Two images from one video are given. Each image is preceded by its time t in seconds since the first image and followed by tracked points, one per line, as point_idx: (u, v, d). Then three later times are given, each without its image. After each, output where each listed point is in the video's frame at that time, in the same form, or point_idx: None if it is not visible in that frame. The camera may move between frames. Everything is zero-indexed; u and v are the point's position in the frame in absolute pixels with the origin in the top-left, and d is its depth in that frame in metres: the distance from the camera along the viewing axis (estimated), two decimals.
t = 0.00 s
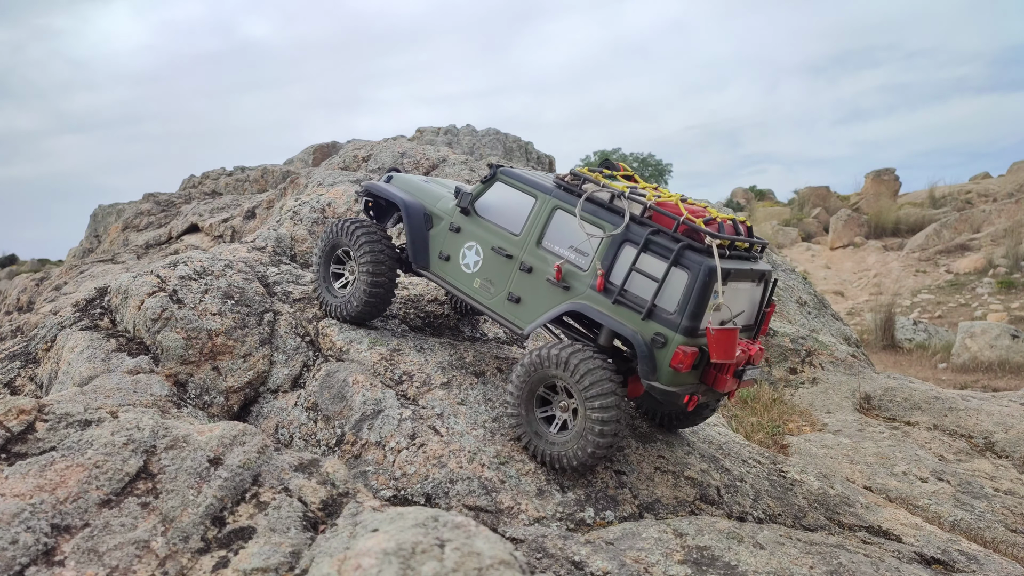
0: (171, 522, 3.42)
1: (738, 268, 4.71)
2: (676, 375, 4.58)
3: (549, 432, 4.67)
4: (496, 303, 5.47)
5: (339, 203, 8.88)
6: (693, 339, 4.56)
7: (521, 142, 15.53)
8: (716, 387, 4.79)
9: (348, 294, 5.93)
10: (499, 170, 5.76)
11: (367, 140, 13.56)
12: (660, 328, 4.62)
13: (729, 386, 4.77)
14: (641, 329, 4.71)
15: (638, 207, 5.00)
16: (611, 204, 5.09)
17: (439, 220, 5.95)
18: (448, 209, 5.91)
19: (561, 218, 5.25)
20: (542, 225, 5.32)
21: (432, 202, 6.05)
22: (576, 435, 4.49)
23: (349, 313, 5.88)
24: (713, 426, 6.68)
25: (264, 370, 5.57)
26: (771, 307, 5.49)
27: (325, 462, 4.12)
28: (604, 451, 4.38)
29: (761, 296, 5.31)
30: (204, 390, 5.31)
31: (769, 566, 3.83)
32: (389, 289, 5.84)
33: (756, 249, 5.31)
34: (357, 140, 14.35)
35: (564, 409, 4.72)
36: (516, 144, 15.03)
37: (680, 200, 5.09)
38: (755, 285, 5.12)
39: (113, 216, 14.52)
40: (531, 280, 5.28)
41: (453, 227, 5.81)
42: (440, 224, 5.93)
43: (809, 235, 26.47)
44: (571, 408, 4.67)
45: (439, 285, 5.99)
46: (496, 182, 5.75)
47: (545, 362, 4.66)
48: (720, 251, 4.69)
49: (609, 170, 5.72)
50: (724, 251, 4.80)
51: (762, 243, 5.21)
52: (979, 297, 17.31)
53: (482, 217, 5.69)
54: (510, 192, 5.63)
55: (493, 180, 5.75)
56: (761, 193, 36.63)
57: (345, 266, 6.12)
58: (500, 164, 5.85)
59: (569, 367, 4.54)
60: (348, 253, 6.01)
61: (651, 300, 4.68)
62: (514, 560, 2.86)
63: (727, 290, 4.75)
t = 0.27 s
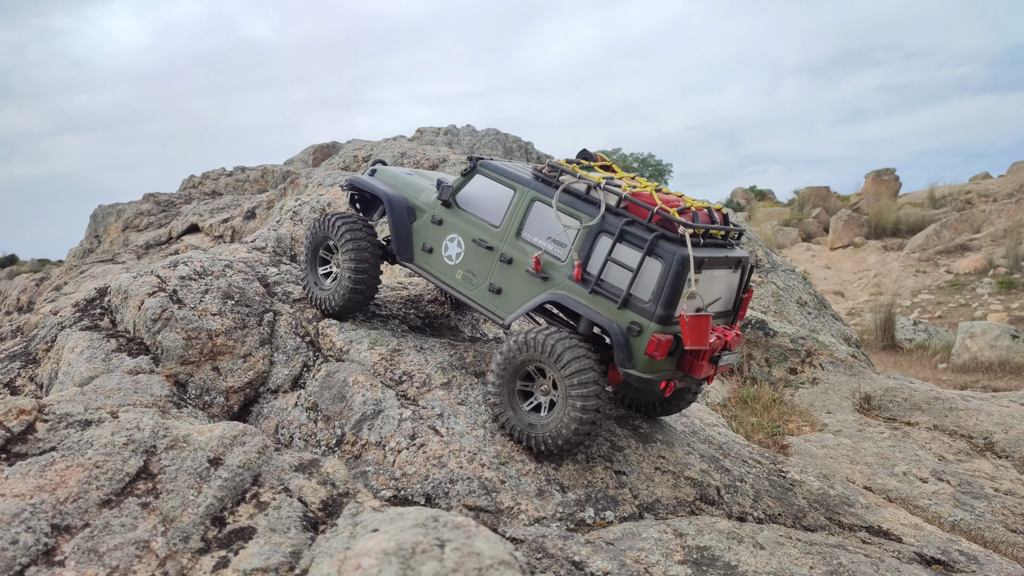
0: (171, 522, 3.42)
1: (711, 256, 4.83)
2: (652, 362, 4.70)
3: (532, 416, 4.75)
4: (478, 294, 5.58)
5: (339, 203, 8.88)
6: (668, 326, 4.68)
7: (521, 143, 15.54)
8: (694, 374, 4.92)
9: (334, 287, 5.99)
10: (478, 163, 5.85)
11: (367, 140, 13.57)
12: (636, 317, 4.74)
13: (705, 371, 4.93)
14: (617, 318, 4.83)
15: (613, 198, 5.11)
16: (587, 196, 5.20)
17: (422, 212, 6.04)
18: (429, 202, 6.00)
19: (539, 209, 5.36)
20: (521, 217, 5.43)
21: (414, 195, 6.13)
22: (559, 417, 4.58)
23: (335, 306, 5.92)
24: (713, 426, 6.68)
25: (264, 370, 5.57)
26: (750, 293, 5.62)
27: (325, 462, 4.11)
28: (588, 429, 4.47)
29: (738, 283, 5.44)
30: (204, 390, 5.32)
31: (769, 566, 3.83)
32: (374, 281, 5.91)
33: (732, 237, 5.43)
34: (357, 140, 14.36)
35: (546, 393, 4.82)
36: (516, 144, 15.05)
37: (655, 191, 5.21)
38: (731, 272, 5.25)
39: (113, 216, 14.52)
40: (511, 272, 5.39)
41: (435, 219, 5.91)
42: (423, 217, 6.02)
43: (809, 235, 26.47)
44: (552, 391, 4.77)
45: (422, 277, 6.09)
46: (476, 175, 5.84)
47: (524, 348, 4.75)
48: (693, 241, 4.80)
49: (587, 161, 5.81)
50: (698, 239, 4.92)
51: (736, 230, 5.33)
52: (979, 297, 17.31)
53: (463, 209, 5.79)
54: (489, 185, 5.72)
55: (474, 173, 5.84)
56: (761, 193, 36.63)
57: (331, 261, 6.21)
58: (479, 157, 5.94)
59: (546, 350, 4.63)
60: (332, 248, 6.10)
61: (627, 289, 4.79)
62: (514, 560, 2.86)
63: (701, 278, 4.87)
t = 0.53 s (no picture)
0: (171, 522, 3.42)
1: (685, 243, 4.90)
2: (626, 347, 4.77)
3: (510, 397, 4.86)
4: (459, 282, 5.68)
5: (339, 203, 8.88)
6: (642, 311, 4.75)
7: (521, 143, 15.54)
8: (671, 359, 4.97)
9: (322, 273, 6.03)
10: (460, 153, 5.96)
11: (367, 140, 13.57)
12: (610, 302, 4.82)
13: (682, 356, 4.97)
14: (594, 303, 4.92)
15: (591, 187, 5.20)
16: (565, 184, 5.29)
17: (406, 203, 6.13)
18: (413, 192, 6.10)
19: (518, 198, 5.45)
20: (501, 207, 5.53)
21: (399, 186, 6.23)
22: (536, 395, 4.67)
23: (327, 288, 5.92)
24: (713, 426, 6.67)
25: (264, 370, 5.57)
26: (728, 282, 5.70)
27: (325, 462, 4.11)
28: (566, 403, 4.56)
29: (716, 271, 5.52)
30: (204, 390, 5.31)
31: (769, 566, 3.83)
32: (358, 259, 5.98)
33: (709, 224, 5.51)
34: (357, 141, 14.36)
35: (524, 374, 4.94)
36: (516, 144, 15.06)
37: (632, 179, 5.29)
38: (707, 260, 5.33)
39: (113, 216, 14.52)
40: (491, 260, 5.49)
41: (419, 210, 6.00)
42: (407, 207, 6.11)
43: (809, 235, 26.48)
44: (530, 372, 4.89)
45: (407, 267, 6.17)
46: (459, 165, 5.93)
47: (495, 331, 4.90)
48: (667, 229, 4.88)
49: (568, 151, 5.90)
50: (674, 227, 4.99)
51: (713, 218, 5.40)
52: (979, 297, 17.31)
53: (446, 199, 5.88)
54: (470, 174, 5.82)
55: (456, 164, 5.93)
56: (761, 193, 36.62)
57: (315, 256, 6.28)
58: (463, 148, 6.03)
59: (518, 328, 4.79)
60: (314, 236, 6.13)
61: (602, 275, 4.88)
62: (514, 560, 2.86)
63: (675, 264, 4.95)
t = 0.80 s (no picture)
0: (171, 522, 3.42)
1: (667, 232, 4.97)
2: (608, 334, 4.83)
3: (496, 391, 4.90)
4: (447, 272, 5.73)
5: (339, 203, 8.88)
6: (624, 299, 4.80)
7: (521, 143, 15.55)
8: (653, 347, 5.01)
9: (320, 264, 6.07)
10: (446, 145, 6.00)
11: (367, 140, 13.57)
12: (593, 290, 4.88)
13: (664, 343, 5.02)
14: (577, 292, 4.98)
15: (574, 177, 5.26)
16: (549, 175, 5.34)
17: (394, 195, 6.16)
18: (401, 184, 6.14)
19: (504, 189, 5.50)
20: (486, 197, 5.58)
21: (387, 178, 6.26)
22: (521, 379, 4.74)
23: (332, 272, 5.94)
24: (714, 426, 6.67)
25: (264, 370, 5.57)
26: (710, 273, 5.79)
27: (325, 462, 4.11)
28: (553, 365, 4.64)
29: (698, 262, 5.61)
30: (204, 390, 5.31)
31: (769, 566, 3.83)
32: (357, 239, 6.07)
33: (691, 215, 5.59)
34: (357, 140, 14.38)
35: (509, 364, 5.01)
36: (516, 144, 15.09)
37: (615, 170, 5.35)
38: (689, 251, 5.41)
39: (113, 216, 14.52)
40: (477, 249, 5.55)
41: (406, 201, 6.04)
42: (395, 199, 6.14)
43: (809, 235, 26.47)
44: (515, 360, 4.97)
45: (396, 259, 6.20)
46: (446, 158, 5.97)
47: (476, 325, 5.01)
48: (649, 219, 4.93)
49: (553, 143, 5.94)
50: (656, 217, 5.07)
51: (695, 210, 5.49)
52: (979, 297, 17.31)
53: (432, 190, 5.92)
54: (456, 166, 5.87)
55: (444, 156, 5.97)
56: (761, 193, 36.62)
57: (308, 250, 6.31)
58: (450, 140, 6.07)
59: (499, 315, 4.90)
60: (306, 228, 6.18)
61: (585, 264, 4.93)
62: (514, 560, 2.86)
63: (657, 254, 5.03)
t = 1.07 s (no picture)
0: (171, 522, 3.42)
1: (637, 214, 5.20)
2: (581, 312, 5.04)
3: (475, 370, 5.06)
4: (425, 260, 5.90)
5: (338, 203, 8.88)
6: (595, 277, 5.02)
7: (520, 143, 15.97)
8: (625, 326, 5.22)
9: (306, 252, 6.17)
10: (426, 137, 6.19)
11: (367, 141, 13.57)
12: (567, 270, 5.09)
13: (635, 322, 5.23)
14: (551, 272, 5.18)
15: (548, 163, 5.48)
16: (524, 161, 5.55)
17: (375, 186, 6.32)
18: (382, 176, 6.31)
19: (481, 176, 5.69)
20: (464, 185, 5.77)
21: (368, 171, 6.43)
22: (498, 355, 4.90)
23: (321, 242, 6.03)
24: (714, 426, 6.67)
25: (264, 370, 5.57)
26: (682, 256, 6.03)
27: (325, 462, 4.11)
28: (522, 321, 4.86)
29: (669, 246, 5.85)
30: (204, 390, 5.31)
31: (769, 566, 3.83)
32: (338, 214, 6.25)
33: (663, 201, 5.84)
34: (357, 141, 14.38)
35: (487, 343, 5.17)
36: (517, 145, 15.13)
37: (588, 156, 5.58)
38: (660, 234, 5.66)
39: (113, 216, 14.53)
40: (455, 236, 5.73)
41: (386, 192, 6.21)
42: (376, 191, 6.30)
43: (809, 235, 26.47)
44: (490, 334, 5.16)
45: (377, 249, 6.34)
46: (424, 148, 6.15)
47: (450, 309, 5.17)
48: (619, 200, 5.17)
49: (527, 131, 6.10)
50: (627, 200, 5.31)
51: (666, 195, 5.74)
52: (979, 297, 17.31)
53: (412, 180, 6.10)
54: (434, 156, 6.05)
55: (422, 147, 6.15)
56: (761, 193, 36.63)
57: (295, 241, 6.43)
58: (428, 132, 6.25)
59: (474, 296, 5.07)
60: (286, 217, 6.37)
61: (559, 245, 5.14)
62: (514, 560, 2.86)
63: (628, 236, 5.26)
